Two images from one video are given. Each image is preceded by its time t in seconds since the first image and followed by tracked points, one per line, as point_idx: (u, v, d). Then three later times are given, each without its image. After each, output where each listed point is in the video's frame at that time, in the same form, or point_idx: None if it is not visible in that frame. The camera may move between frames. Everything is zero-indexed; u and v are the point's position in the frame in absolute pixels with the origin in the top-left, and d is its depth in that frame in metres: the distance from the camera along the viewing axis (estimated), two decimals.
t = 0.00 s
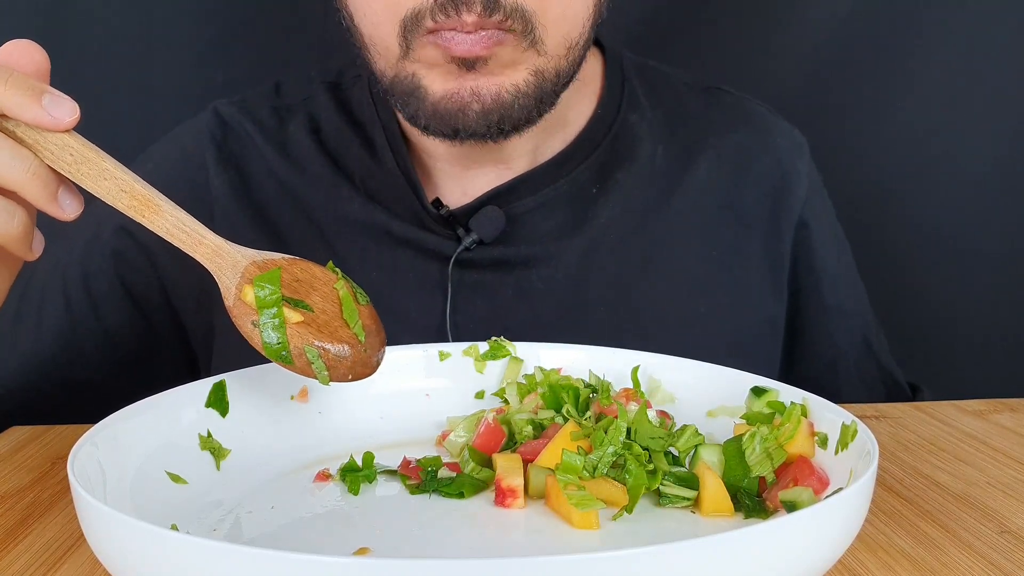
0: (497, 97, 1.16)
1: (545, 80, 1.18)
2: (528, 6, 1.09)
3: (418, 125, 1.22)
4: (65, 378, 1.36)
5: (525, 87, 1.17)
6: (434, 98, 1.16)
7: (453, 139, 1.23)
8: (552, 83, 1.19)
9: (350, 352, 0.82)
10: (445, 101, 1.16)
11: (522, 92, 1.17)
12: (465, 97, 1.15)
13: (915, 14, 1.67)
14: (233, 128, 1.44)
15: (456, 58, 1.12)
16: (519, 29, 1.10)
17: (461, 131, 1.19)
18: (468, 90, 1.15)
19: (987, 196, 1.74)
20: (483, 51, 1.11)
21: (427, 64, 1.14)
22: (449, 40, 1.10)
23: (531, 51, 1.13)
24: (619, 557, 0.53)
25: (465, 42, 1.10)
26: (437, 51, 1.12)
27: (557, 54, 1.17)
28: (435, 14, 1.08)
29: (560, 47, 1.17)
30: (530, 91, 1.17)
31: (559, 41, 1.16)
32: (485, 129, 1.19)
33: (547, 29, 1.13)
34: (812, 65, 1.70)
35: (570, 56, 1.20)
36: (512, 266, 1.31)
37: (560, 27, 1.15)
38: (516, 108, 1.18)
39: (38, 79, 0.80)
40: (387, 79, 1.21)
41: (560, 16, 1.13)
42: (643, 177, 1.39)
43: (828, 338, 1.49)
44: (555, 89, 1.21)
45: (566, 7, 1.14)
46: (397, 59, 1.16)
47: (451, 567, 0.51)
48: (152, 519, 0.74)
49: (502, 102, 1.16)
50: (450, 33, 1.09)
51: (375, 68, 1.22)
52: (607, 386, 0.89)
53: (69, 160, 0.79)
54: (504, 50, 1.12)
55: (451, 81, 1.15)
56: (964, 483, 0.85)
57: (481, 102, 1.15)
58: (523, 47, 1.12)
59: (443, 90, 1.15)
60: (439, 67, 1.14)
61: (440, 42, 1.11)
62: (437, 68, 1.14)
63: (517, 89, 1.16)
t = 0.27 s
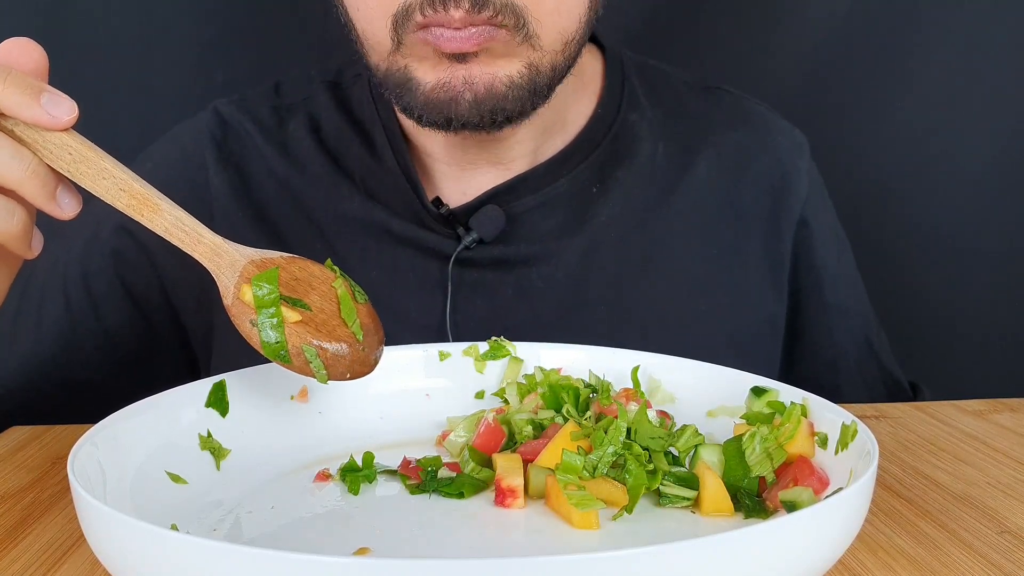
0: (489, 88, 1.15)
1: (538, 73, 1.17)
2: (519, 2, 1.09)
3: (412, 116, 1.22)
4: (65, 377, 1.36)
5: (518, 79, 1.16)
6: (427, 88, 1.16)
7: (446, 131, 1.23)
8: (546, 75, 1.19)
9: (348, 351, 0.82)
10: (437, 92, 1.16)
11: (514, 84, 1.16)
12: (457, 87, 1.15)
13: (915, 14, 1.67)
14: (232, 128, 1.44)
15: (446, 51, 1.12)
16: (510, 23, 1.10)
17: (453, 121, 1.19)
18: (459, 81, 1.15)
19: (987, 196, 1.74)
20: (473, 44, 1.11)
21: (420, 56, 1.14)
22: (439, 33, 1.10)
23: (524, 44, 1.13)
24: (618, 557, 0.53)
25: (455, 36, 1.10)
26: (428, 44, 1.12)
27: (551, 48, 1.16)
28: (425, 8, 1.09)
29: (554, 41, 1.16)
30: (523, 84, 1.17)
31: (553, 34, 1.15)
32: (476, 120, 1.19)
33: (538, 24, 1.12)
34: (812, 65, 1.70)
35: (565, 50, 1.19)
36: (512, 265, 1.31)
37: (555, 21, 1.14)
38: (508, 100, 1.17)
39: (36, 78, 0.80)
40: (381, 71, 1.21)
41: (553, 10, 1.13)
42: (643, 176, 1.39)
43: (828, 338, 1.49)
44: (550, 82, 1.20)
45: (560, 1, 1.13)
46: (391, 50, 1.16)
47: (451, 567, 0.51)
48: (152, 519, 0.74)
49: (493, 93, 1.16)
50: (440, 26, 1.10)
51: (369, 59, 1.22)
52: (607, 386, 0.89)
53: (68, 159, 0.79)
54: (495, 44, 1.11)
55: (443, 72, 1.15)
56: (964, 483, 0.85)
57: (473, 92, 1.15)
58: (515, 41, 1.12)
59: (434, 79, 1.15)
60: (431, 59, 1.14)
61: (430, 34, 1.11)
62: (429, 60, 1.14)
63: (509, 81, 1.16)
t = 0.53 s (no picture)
0: (474, 94, 1.15)
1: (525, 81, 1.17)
2: (505, 7, 1.08)
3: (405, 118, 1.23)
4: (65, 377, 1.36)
5: (505, 87, 1.16)
6: (415, 90, 1.17)
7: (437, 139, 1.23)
8: (535, 83, 1.18)
9: (346, 349, 0.82)
10: (424, 96, 1.16)
11: (501, 91, 1.16)
12: (445, 92, 1.15)
13: (915, 14, 1.67)
14: (232, 127, 1.44)
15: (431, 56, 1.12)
16: (492, 33, 1.09)
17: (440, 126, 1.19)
18: (446, 87, 1.15)
19: (987, 196, 1.74)
20: (455, 52, 1.11)
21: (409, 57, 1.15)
22: (424, 37, 1.11)
23: (508, 52, 1.12)
24: (614, 558, 0.53)
25: (437, 41, 1.10)
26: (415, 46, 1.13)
27: (540, 54, 1.16)
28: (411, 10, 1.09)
29: (545, 46, 1.16)
30: (510, 92, 1.16)
31: (539, 44, 1.14)
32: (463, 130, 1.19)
33: (522, 34, 1.11)
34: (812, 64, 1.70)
35: (556, 57, 1.19)
36: (512, 265, 1.31)
37: (541, 29, 1.13)
38: (495, 109, 1.17)
39: (36, 75, 0.80)
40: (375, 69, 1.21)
41: (543, 17, 1.12)
42: (643, 176, 1.39)
43: (828, 338, 1.49)
44: (543, 89, 1.20)
45: (550, 8, 1.12)
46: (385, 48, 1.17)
47: (449, 566, 0.51)
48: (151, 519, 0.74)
49: (477, 101, 1.16)
50: (424, 29, 1.10)
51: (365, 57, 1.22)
52: (607, 386, 0.89)
53: (68, 156, 0.79)
54: (478, 53, 1.11)
55: (431, 77, 1.15)
56: (964, 483, 0.85)
57: (460, 99, 1.15)
58: (499, 50, 1.11)
59: (424, 83, 1.16)
60: (419, 61, 1.15)
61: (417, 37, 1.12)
62: (417, 62, 1.15)
63: (496, 88, 1.16)
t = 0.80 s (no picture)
0: (489, 82, 1.16)
1: (538, 69, 1.17)
2: None
3: (413, 112, 1.22)
4: (65, 377, 1.36)
5: (518, 74, 1.16)
6: (427, 82, 1.16)
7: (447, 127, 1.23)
8: (547, 71, 1.19)
9: (346, 349, 0.82)
10: (436, 87, 1.16)
11: (514, 79, 1.16)
12: (460, 84, 1.15)
13: (914, 14, 1.67)
14: (232, 127, 1.44)
15: (446, 47, 1.12)
16: (508, 21, 1.10)
17: (454, 116, 1.19)
18: (459, 75, 1.15)
19: (986, 197, 1.75)
20: (471, 40, 1.11)
21: (419, 50, 1.14)
22: (439, 29, 1.11)
23: (523, 40, 1.13)
24: (613, 558, 0.53)
25: (453, 32, 1.11)
26: (427, 40, 1.13)
27: (552, 44, 1.17)
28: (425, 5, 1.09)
29: (556, 34, 1.16)
30: (523, 79, 1.17)
31: (553, 31, 1.15)
32: (476, 116, 1.19)
33: (537, 21, 1.12)
34: (812, 65, 1.70)
35: (567, 47, 1.20)
36: (511, 265, 1.31)
37: (554, 18, 1.14)
38: (509, 96, 1.17)
39: (36, 75, 0.80)
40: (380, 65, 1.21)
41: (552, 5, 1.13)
42: (643, 176, 1.39)
43: (827, 338, 1.49)
44: (552, 77, 1.21)
45: None
46: (391, 44, 1.16)
47: (450, 565, 0.51)
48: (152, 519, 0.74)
49: (492, 88, 1.16)
50: (439, 21, 1.10)
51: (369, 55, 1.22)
52: (607, 386, 0.89)
53: (68, 156, 0.79)
54: (493, 40, 1.12)
55: (443, 68, 1.15)
56: (963, 483, 0.85)
57: (474, 87, 1.15)
58: (514, 38, 1.12)
59: (437, 75, 1.16)
60: (430, 53, 1.14)
61: (430, 30, 1.12)
62: (428, 55, 1.15)
63: (509, 76, 1.16)
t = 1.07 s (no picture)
0: (494, 88, 1.16)
1: (539, 76, 1.18)
2: None
3: (414, 118, 1.21)
4: (65, 377, 1.36)
5: (522, 80, 1.17)
6: (433, 88, 1.16)
7: (446, 133, 1.22)
8: (547, 79, 1.19)
9: (345, 348, 0.82)
10: (442, 92, 1.16)
11: (517, 85, 1.17)
12: (464, 89, 1.15)
13: (914, 15, 1.67)
14: (232, 127, 1.44)
15: (459, 50, 1.12)
16: (518, 22, 1.11)
17: (456, 121, 1.18)
18: (465, 80, 1.15)
19: (986, 197, 1.75)
20: (484, 44, 1.11)
21: (425, 55, 1.14)
22: (450, 32, 1.10)
23: (528, 44, 1.14)
24: (613, 558, 0.53)
25: (468, 35, 1.10)
26: (438, 43, 1.12)
27: (555, 49, 1.17)
28: (440, 7, 1.08)
29: (557, 42, 1.17)
30: (525, 85, 1.17)
31: (555, 38, 1.16)
32: (478, 122, 1.19)
33: (543, 25, 1.13)
34: (812, 65, 1.70)
35: (567, 52, 1.20)
36: (511, 265, 1.31)
37: (557, 24, 1.15)
38: (512, 102, 1.18)
39: (35, 74, 0.80)
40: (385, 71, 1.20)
41: (557, 9, 1.14)
42: (643, 177, 1.39)
43: (827, 339, 1.49)
44: (551, 86, 1.21)
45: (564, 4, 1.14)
46: (398, 50, 1.16)
47: (449, 565, 0.51)
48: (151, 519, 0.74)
49: (499, 93, 1.16)
50: (452, 25, 1.09)
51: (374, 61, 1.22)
52: (607, 386, 0.89)
53: (67, 155, 0.79)
54: (504, 43, 1.12)
55: (449, 73, 1.15)
56: (964, 483, 0.85)
57: (479, 93, 1.15)
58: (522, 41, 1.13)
59: (443, 80, 1.15)
60: (436, 59, 1.14)
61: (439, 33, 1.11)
62: (434, 60, 1.14)
63: (511, 82, 1.16)
